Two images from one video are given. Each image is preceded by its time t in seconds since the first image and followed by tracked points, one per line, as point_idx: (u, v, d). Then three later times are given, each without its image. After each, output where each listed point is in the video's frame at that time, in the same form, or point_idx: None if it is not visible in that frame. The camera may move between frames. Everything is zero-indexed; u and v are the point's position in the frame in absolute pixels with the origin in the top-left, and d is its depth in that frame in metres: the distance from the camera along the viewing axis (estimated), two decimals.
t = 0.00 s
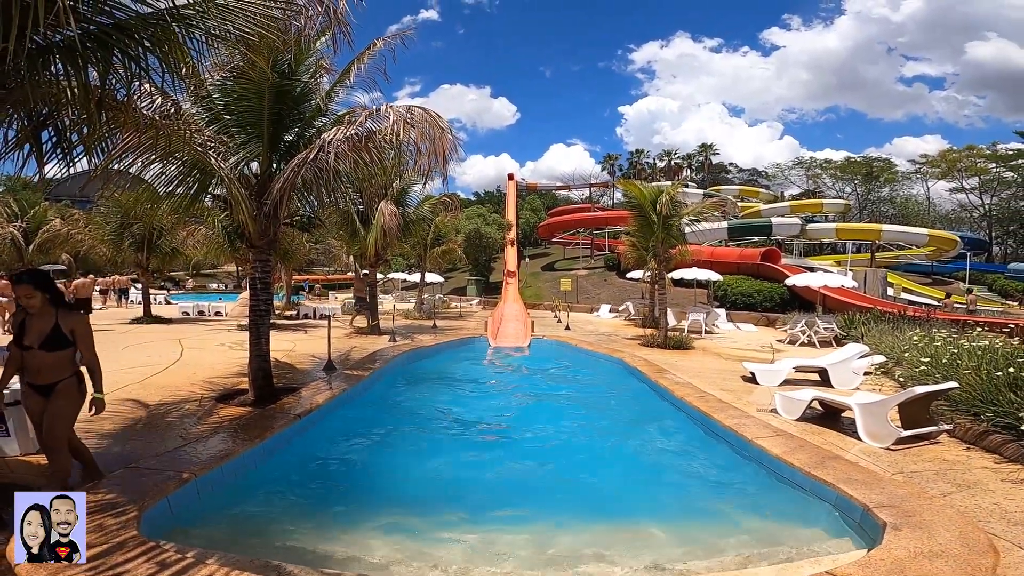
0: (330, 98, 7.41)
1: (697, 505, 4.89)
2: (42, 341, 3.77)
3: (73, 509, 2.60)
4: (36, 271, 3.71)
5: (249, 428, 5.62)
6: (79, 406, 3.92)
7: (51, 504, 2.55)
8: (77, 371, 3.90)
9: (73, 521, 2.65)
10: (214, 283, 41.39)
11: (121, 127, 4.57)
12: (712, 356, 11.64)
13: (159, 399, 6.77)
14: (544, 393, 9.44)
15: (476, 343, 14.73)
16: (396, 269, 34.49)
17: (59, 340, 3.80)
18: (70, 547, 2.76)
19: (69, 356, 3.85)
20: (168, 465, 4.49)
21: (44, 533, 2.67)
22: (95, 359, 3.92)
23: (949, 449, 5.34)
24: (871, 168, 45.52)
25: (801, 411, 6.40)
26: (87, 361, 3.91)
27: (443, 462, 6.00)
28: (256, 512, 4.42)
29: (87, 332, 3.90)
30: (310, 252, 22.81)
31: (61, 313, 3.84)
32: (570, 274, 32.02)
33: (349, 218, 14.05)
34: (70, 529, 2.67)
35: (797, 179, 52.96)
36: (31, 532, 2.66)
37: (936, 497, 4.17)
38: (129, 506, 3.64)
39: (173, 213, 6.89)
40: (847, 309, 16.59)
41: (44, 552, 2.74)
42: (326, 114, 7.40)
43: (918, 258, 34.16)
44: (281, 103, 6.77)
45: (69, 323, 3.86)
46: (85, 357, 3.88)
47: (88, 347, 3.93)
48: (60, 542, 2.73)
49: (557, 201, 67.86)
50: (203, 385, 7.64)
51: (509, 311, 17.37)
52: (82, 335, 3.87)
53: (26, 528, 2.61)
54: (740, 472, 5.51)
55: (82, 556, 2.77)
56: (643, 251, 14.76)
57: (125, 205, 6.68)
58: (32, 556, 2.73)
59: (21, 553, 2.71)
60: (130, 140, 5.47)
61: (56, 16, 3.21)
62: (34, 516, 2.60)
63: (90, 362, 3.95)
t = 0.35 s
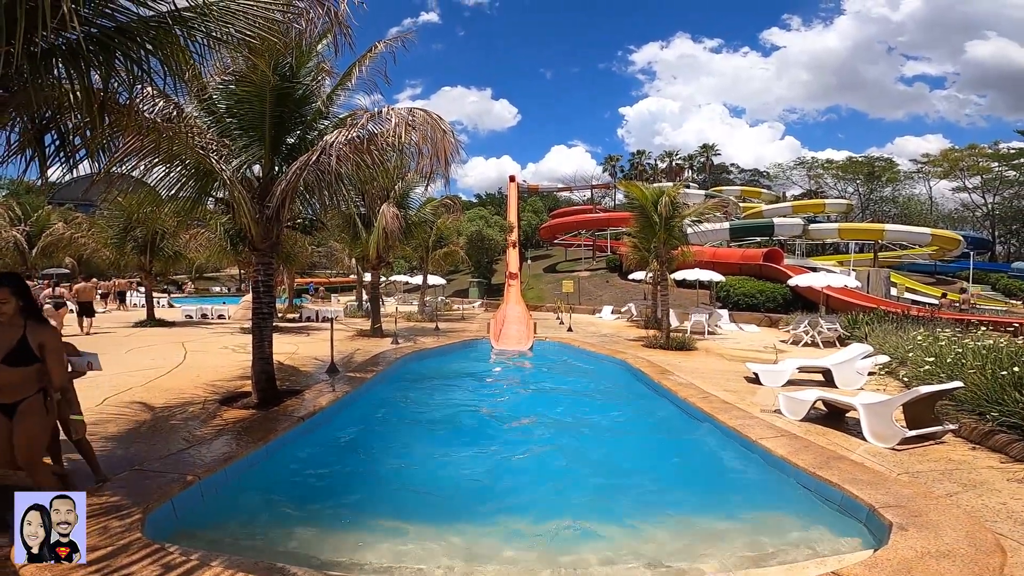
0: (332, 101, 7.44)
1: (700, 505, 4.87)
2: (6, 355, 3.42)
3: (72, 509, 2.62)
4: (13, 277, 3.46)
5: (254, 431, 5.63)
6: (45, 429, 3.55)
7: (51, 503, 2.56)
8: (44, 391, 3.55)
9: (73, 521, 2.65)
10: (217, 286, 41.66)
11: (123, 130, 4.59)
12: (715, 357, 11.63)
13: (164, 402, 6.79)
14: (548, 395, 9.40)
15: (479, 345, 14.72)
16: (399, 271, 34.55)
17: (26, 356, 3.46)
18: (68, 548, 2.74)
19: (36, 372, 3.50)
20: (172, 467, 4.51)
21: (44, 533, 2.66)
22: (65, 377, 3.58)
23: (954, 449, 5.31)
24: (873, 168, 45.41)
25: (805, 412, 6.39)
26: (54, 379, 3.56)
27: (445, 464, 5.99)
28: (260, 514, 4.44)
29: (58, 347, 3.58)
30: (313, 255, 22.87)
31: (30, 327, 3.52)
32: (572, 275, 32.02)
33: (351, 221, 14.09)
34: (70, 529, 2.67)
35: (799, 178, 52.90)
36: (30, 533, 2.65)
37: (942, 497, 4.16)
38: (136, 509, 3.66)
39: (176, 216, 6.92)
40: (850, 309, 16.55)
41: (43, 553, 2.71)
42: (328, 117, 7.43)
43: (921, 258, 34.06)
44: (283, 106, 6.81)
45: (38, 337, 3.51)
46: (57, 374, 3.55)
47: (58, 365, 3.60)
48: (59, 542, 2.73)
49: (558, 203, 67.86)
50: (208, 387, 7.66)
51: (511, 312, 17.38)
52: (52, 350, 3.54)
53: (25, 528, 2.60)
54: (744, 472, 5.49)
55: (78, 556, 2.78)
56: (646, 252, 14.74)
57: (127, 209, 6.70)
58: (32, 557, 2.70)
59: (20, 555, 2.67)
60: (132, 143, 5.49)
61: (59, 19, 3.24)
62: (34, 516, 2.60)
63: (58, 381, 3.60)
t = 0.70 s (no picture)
0: (332, 101, 7.45)
1: (702, 505, 4.86)
2: None
3: (73, 509, 2.61)
4: None
5: (256, 431, 5.64)
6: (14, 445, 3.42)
7: (51, 503, 2.56)
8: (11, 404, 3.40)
9: (73, 521, 2.63)
10: (218, 287, 41.77)
11: (123, 132, 4.60)
12: (717, 356, 11.60)
13: (166, 403, 6.81)
14: (550, 395, 9.40)
15: (480, 345, 14.71)
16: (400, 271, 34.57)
17: None
18: (68, 547, 2.73)
19: None
20: (174, 468, 4.52)
21: (44, 534, 2.66)
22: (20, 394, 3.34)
23: (958, 448, 5.30)
24: (874, 166, 45.26)
25: (808, 411, 6.38)
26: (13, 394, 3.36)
27: (447, 464, 5.99)
28: (262, 514, 4.45)
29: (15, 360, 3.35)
30: (314, 256, 22.90)
31: None
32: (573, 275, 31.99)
33: (352, 221, 14.10)
34: (70, 529, 2.65)
35: (800, 177, 52.79)
36: (30, 532, 2.64)
37: (946, 496, 4.15)
38: (140, 510, 3.67)
39: (177, 216, 6.93)
40: (853, 308, 16.50)
41: (44, 552, 2.71)
42: (329, 117, 7.44)
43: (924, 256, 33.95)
44: (283, 106, 6.82)
45: None
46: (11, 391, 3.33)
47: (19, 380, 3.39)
48: (59, 541, 2.71)
49: (559, 202, 67.78)
50: (210, 388, 7.67)
51: (513, 312, 17.37)
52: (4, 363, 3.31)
53: (25, 528, 2.60)
54: (747, 472, 5.48)
55: (79, 556, 2.77)
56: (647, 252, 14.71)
57: (128, 210, 6.72)
58: (32, 557, 2.70)
59: (20, 555, 2.67)
60: (133, 144, 5.49)
61: (59, 19, 3.25)
62: (34, 516, 2.60)
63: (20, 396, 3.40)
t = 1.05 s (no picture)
0: (335, 101, 7.46)
1: (706, 504, 4.86)
2: None
3: (73, 509, 2.59)
4: None
5: (260, 432, 5.65)
6: None
7: (51, 503, 2.55)
8: None
9: (73, 520, 2.58)
10: (222, 287, 42.00)
11: (127, 132, 4.60)
12: (721, 355, 11.58)
13: (171, 403, 6.83)
14: (553, 394, 9.40)
15: (484, 345, 14.72)
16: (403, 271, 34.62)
17: None
18: (69, 547, 2.64)
19: None
20: (179, 468, 4.54)
21: (44, 534, 2.62)
22: None
23: (964, 447, 5.27)
24: (879, 165, 45.11)
25: (812, 410, 6.36)
26: None
27: (451, 464, 5.99)
28: (268, 513, 4.47)
29: None
30: (318, 256, 22.96)
31: None
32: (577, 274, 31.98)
33: (356, 221, 14.13)
34: (70, 529, 2.60)
35: (804, 175, 52.63)
36: (29, 533, 2.62)
37: (951, 495, 4.13)
38: (146, 510, 3.70)
39: (181, 217, 6.94)
40: (857, 307, 16.45)
41: (44, 553, 2.64)
42: (332, 117, 7.46)
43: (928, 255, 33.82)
44: (286, 106, 6.83)
45: None
46: None
47: None
48: (61, 541, 2.64)
49: (562, 202, 67.71)
50: (214, 388, 7.69)
51: (516, 312, 17.38)
52: None
53: (26, 528, 2.55)
54: (752, 473, 5.45)
55: (80, 555, 2.71)
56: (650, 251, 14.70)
57: (132, 211, 6.75)
58: (32, 557, 2.63)
59: (20, 555, 2.59)
60: (137, 145, 5.52)
61: (60, 21, 3.26)
62: (34, 516, 2.56)
63: None
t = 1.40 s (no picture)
0: (339, 102, 7.49)
1: (712, 505, 4.84)
2: None
3: (73, 509, 2.60)
4: None
5: (265, 432, 5.67)
6: None
7: (51, 503, 2.57)
8: None
9: (73, 521, 2.59)
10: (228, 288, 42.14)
11: (133, 134, 4.63)
12: (725, 356, 11.55)
13: (178, 403, 6.88)
14: (557, 395, 9.38)
15: (488, 345, 14.72)
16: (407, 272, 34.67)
17: None
18: (68, 548, 2.59)
19: None
20: (185, 468, 4.57)
21: (44, 534, 2.62)
22: None
23: (971, 448, 5.24)
24: (884, 164, 44.87)
25: (818, 411, 6.34)
26: None
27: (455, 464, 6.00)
28: (274, 513, 4.49)
29: None
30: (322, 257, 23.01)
31: None
32: (581, 274, 31.93)
33: (360, 222, 14.16)
34: (70, 529, 2.60)
35: (809, 175, 52.40)
36: (29, 533, 2.62)
37: (959, 496, 4.11)
38: (153, 510, 3.73)
39: (187, 218, 6.98)
40: (863, 307, 16.36)
41: (44, 553, 2.62)
42: (336, 118, 7.49)
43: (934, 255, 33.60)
44: (291, 108, 6.86)
45: None
46: None
47: None
48: (59, 541, 2.61)
49: (566, 202, 67.65)
50: (221, 389, 7.73)
51: (520, 312, 17.37)
52: None
53: (25, 528, 2.56)
54: (758, 474, 5.42)
55: (79, 556, 2.71)
56: (655, 251, 14.66)
57: (138, 212, 6.79)
58: (31, 557, 2.61)
59: (20, 555, 2.58)
60: (144, 147, 5.55)
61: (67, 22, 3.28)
62: (34, 516, 2.58)
63: None
